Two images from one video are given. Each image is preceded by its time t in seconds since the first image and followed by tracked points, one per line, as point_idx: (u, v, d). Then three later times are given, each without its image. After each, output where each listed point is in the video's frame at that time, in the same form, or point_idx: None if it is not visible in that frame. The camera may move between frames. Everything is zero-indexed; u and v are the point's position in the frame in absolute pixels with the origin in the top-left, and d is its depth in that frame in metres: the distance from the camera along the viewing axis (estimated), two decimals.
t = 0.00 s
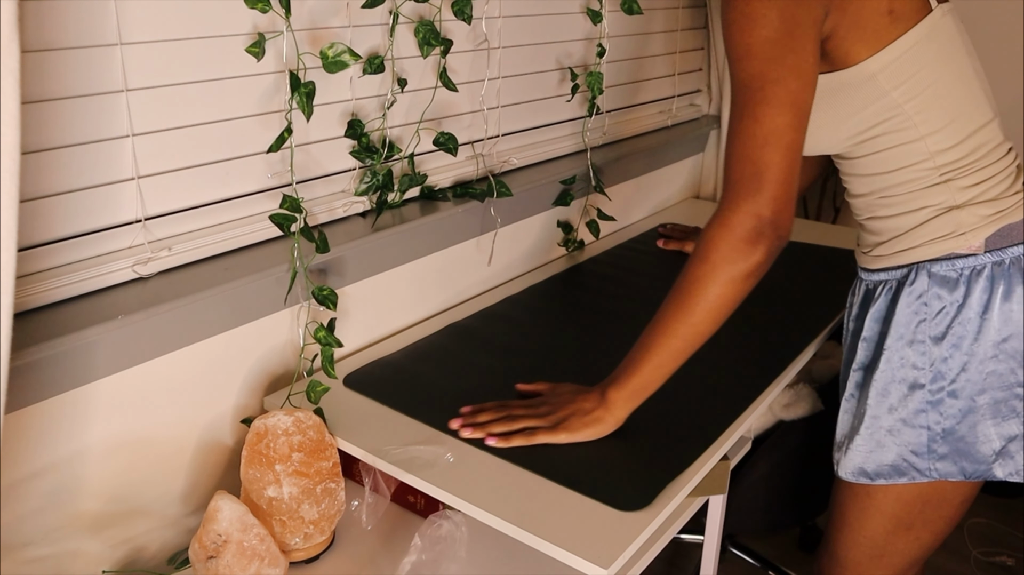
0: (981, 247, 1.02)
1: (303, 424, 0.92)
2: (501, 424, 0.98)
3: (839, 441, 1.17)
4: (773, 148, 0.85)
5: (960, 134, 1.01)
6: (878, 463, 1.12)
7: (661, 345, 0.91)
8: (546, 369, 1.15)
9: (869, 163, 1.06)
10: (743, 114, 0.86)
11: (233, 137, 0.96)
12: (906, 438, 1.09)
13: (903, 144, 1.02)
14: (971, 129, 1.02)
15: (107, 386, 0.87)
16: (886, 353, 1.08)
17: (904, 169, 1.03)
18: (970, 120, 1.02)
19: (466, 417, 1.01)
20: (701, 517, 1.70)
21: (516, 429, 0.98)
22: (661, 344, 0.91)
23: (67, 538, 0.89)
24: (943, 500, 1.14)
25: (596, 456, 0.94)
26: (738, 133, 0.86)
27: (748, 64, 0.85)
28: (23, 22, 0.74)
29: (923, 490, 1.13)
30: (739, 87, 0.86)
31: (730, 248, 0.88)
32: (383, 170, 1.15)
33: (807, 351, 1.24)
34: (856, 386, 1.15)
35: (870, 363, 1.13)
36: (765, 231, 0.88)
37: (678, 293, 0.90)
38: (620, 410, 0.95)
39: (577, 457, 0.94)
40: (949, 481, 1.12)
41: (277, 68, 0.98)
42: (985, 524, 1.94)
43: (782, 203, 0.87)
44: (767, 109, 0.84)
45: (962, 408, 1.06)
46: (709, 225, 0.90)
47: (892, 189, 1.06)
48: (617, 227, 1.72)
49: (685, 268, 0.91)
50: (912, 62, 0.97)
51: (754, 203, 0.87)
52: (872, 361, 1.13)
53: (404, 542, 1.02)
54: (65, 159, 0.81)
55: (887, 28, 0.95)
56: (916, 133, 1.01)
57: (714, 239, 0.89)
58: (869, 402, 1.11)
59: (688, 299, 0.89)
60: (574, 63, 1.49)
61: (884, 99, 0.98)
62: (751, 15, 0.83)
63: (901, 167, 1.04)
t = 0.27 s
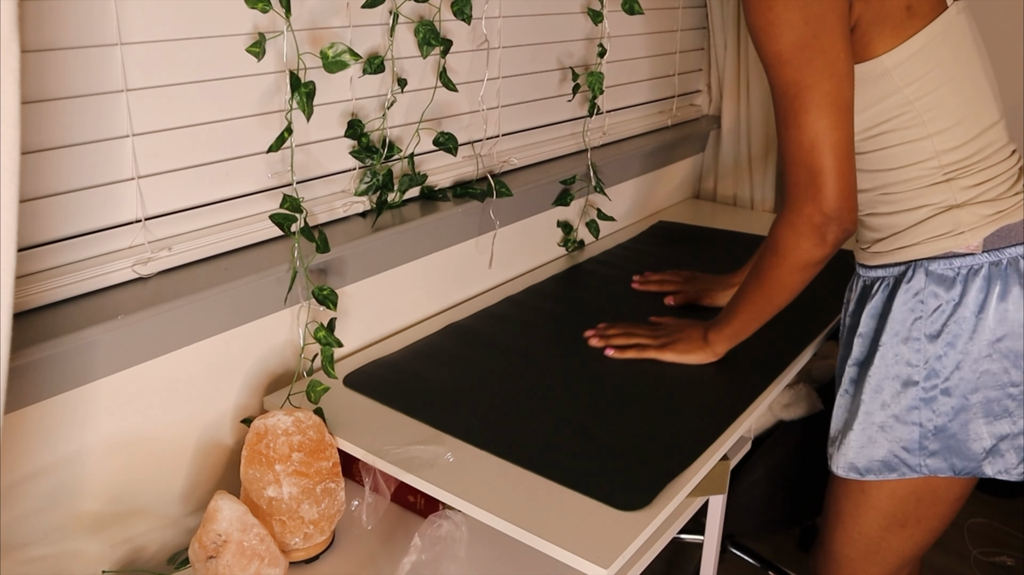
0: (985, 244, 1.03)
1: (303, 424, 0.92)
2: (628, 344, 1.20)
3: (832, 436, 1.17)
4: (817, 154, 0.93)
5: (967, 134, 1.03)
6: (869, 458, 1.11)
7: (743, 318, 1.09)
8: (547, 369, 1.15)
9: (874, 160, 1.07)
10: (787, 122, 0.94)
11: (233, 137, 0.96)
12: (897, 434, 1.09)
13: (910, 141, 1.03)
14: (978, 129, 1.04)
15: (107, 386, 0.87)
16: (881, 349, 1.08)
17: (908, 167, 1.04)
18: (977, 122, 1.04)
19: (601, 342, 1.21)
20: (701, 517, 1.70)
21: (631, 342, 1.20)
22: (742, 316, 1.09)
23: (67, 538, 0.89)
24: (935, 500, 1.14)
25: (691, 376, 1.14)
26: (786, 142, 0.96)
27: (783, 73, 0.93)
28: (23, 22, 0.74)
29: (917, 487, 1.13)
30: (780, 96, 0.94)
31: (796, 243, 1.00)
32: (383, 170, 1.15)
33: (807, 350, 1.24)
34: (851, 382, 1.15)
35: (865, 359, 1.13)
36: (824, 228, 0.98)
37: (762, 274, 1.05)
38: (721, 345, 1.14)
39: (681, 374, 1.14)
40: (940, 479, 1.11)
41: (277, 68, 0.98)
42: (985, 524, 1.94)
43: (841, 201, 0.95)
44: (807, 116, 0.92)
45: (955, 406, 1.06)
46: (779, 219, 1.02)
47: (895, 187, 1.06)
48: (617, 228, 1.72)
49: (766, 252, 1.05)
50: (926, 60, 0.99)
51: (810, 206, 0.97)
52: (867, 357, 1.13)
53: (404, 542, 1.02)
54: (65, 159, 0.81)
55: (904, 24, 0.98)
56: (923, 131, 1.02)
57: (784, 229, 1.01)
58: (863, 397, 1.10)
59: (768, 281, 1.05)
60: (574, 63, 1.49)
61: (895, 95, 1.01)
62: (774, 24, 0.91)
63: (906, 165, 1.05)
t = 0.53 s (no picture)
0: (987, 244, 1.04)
1: (303, 424, 0.92)
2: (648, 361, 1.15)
3: (834, 432, 1.17)
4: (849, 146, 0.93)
5: (972, 132, 1.03)
6: (870, 454, 1.11)
7: (783, 319, 1.06)
8: (546, 369, 1.15)
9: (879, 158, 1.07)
10: (817, 117, 0.94)
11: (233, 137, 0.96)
12: (898, 431, 1.09)
13: (915, 139, 1.03)
14: (983, 129, 1.04)
15: (106, 386, 0.87)
16: (882, 346, 1.08)
17: (913, 165, 1.05)
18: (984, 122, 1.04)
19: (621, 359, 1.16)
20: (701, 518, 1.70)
21: (657, 363, 1.14)
22: (783, 317, 1.06)
23: (67, 538, 0.89)
24: (938, 496, 1.14)
25: (718, 395, 1.09)
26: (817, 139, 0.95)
27: (808, 68, 0.92)
28: (23, 22, 0.74)
29: (918, 484, 1.13)
30: (806, 91, 0.94)
31: (836, 236, 0.98)
32: (383, 170, 1.15)
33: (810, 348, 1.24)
34: (853, 378, 1.15)
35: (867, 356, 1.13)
36: (865, 218, 0.96)
37: (800, 274, 1.03)
38: (754, 360, 1.11)
39: (707, 393, 1.10)
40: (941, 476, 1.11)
41: (277, 68, 0.98)
42: (985, 524, 1.95)
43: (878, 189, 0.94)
44: (835, 109, 0.92)
45: (956, 404, 1.06)
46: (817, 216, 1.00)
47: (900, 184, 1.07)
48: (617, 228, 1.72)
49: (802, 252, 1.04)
50: (934, 58, 0.98)
51: (847, 197, 0.95)
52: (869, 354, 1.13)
53: (404, 542, 1.02)
54: (65, 159, 0.81)
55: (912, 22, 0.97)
56: (930, 130, 1.02)
57: (825, 229, 0.99)
58: (864, 394, 1.10)
59: (807, 279, 1.03)
60: (574, 63, 1.49)
61: (902, 94, 1.00)
62: (795, 21, 0.91)
63: (911, 163, 1.05)
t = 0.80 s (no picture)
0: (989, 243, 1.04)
1: (303, 424, 0.92)
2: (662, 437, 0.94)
3: (832, 427, 1.16)
4: (854, 124, 0.86)
5: (976, 132, 1.03)
6: (867, 449, 1.11)
7: (772, 339, 0.92)
8: (546, 368, 1.15)
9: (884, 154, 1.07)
10: (820, 95, 0.87)
11: (233, 137, 0.96)
12: (896, 426, 1.09)
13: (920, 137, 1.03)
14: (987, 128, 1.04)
15: (107, 386, 0.87)
16: (882, 342, 1.08)
17: (917, 163, 1.05)
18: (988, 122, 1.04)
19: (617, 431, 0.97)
20: (701, 517, 1.70)
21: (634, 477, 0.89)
22: (771, 337, 0.92)
23: (67, 538, 0.89)
24: (934, 493, 1.13)
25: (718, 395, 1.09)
26: (820, 121, 0.88)
27: (817, 45, 0.86)
28: (24, 22, 0.74)
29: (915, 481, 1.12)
30: (811, 70, 0.88)
31: (836, 227, 0.88)
32: (383, 170, 1.15)
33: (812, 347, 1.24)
34: (851, 373, 1.14)
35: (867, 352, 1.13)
36: (867, 205, 0.88)
37: (789, 280, 0.91)
38: (738, 422, 0.93)
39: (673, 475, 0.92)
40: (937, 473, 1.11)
41: (277, 68, 0.98)
42: (985, 524, 1.95)
43: (876, 173, 0.88)
44: (843, 85, 0.86)
45: (953, 400, 1.07)
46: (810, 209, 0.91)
47: (904, 182, 1.07)
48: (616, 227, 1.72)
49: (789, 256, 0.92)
50: (941, 57, 0.98)
51: (850, 179, 0.87)
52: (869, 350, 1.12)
53: (404, 542, 1.02)
54: (65, 159, 0.81)
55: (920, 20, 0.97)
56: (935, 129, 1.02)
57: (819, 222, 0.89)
58: (863, 389, 1.10)
59: (802, 283, 0.90)
60: (574, 63, 1.49)
61: (908, 92, 1.00)
62: None
63: (916, 161, 1.05)
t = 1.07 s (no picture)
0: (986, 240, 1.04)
1: (303, 424, 0.92)
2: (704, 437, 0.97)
3: (819, 418, 1.18)
4: (874, 98, 0.85)
5: (976, 132, 1.03)
6: (852, 440, 1.12)
7: (760, 311, 0.88)
8: (546, 368, 1.15)
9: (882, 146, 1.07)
10: (843, 67, 0.85)
11: (233, 137, 0.96)
12: (880, 418, 1.10)
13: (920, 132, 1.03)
14: (987, 128, 1.04)
15: (107, 386, 0.87)
16: (868, 335, 1.09)
17: (912, 158, 1.05)
18: (989, 122, 1.04)
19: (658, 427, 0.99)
20: (701, 518, 1.69)
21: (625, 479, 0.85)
22: (759, 308, 0.89)
23: (67, 538, 0.89)
24: (924, 487, 1.14)
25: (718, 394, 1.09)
26: (839, 94, 0.86)
27: (843, 20, 0.85)
28: (23, 22, 0.74)
29: (906, 474, 1.14)
30: (834, 43, 0.86)
31: (840, 200, 0.87)
32: (383, 170, 1.15)
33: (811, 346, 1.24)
34: (840, 366, 1.15)
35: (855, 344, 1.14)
36: (873, 182, 0.86)
37: (785, 252, 0.89)
38: (716, 388, 0.89)
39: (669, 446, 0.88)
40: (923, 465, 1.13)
41: (276, 68, 0.98)
42: (985, 524, 1.94)
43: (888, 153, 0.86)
44: (870, 60, 0.84)
45: (937, 393, 1.08)
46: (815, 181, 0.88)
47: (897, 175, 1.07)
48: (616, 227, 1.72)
49: (787, 230, 0.90)
50: (950, 56, 0.98)
51: (861, 153, 0.86)
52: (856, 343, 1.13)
53: (404, 542, 1.02)
54: (65, 159, 0.81)
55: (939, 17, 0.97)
56: (934, 124, 1.02)
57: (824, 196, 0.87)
58: (850, 381, 1.11)
59: (798, 255, 0.87)
60: (574, 63, 1.49)
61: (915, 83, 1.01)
62: None
63: (910, 155, 1.05)
